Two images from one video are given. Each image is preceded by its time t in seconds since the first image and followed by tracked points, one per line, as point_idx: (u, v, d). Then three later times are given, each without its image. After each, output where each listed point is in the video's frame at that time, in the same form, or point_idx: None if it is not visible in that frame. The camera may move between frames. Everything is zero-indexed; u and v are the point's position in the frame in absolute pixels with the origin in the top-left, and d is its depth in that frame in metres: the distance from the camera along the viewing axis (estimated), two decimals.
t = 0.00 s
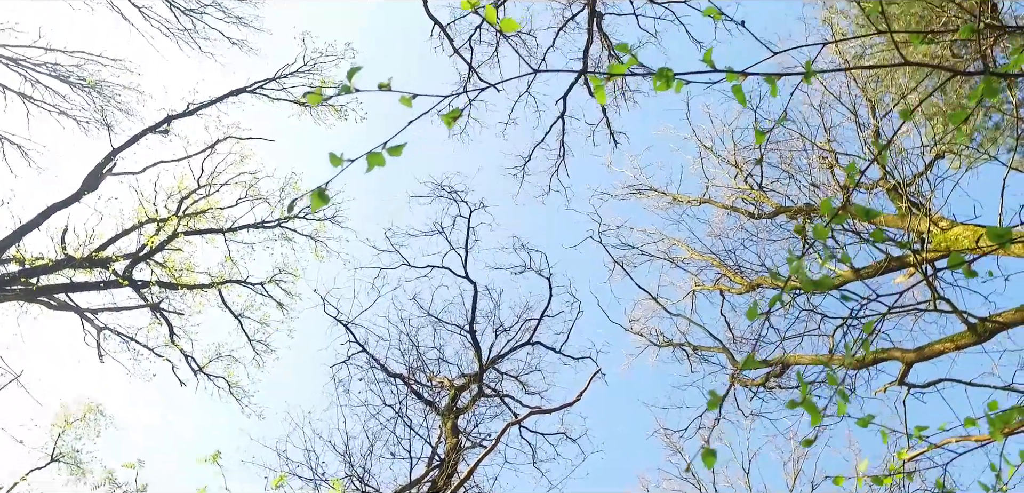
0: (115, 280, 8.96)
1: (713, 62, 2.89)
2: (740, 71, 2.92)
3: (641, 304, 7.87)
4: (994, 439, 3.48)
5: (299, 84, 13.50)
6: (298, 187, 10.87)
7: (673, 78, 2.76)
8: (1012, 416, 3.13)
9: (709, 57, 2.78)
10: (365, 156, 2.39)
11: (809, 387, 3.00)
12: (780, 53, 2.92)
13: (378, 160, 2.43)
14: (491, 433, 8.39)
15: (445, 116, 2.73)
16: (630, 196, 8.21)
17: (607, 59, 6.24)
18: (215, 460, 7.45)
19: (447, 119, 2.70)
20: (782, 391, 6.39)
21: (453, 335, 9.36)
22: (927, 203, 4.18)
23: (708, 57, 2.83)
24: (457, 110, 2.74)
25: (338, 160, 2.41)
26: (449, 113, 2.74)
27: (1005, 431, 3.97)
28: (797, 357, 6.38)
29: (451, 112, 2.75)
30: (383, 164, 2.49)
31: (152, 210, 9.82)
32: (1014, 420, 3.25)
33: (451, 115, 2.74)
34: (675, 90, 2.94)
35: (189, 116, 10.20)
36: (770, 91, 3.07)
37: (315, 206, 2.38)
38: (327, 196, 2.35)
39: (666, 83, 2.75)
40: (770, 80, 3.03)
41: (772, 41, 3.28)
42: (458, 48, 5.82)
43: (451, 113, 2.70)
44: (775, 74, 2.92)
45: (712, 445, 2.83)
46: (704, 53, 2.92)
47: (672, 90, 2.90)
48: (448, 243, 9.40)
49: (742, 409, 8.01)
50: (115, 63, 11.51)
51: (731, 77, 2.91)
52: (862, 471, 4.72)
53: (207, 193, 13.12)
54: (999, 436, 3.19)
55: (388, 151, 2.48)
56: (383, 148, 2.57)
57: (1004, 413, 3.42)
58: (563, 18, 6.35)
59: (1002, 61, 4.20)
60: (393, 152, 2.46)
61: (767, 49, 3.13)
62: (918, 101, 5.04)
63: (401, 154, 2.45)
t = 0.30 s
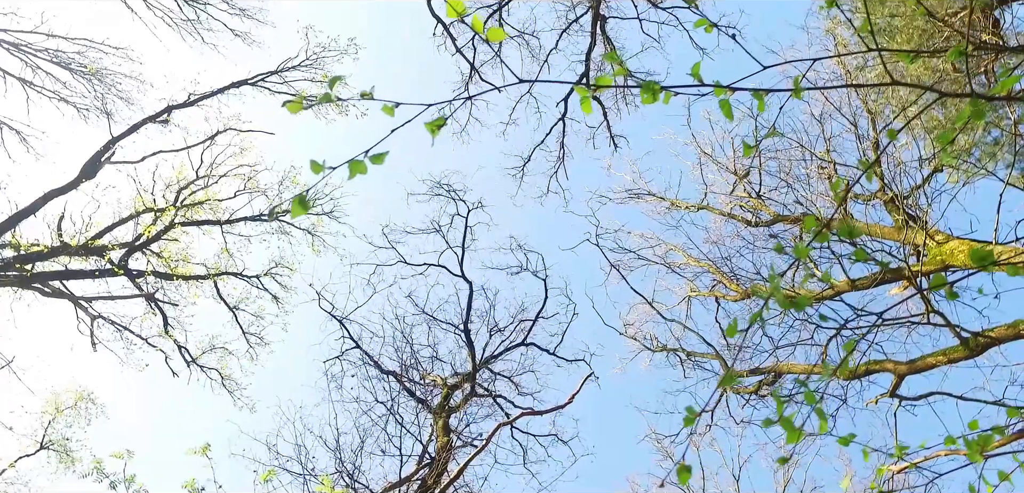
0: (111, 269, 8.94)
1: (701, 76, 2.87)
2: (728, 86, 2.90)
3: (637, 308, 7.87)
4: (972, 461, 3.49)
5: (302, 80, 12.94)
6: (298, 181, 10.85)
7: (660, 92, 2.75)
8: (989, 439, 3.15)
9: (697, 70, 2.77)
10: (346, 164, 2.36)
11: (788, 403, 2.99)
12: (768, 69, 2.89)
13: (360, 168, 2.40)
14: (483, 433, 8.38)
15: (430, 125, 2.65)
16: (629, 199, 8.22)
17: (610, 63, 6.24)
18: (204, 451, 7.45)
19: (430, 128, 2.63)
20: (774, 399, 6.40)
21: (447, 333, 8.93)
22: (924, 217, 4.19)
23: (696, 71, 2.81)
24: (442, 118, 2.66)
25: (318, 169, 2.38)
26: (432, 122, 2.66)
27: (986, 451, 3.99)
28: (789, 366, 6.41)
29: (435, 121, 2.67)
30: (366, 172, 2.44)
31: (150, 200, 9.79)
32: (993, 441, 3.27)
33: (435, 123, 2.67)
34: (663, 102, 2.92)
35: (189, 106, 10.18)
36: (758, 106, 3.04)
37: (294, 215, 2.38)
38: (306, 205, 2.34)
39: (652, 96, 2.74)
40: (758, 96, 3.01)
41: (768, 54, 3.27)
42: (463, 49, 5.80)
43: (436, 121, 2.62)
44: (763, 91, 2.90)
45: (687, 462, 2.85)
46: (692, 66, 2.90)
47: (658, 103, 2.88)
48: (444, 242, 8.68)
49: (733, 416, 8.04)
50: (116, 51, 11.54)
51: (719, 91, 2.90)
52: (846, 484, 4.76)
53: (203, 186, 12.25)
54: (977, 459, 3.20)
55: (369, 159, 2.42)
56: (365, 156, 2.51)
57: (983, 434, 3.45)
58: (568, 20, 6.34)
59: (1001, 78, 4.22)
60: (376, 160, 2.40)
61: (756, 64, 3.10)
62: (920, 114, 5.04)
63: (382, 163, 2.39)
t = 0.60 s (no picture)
0: (106, 257, 8.92)
1: (691, 88, 2.84)
2: (717, 99, 2.87)
3: (632, 312, 7.87)
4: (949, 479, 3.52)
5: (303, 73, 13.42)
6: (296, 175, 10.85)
7: (647, 103, 2.74)
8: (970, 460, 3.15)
9: (687, 83, 2.74)
10: (330, 168, 2.33)
11: (769, 417, 2.98)
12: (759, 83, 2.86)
13: (343, 172, 2.38)
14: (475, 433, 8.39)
15: (415, 130, 2.61)
16: (627, 203, 8.22)
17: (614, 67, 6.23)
18: (195, 443, 7.43)
19: (416, 133, 2.58)
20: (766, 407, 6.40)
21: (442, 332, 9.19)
22: (921, 231, 4.19)
23: (685, 83, 2.78)
24: (428, 124, 2.61)
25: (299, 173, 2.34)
26: (418, 127, 2.62)
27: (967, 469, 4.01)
28: (782, 375, 6.42)
29: (420, 126, 2.63)
30: (350, 177, 2.41)
31: (148, 189, 9.77)
32: (973, 461, 3.28)
33: (420, 129, 2.62)
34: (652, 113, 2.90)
35: (190, 97, 10.17)
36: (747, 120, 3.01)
37: (276, 218, 2.37)
38: (288, 209, 2.33)
39: (639, 107, 2.73)
40: (746, 110, 2.99)
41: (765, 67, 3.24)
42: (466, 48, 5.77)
43: (422, 127, 2.57)
44: (753, 105, 2.87)
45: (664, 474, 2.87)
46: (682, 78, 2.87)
47: (645, 115, 2.86)
48: (442, 240, 9.23)
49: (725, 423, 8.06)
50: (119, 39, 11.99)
51: (708, 103, 2.87)
52: None
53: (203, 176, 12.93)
54: (957, 478, 3.21)
55: (354, 163, 2.38)
56: (347, 160, 2.49)
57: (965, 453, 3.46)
58: (573, 23, 6.32)
59: (1002, 93, 4.22)
60: (359, 167, 2.37)
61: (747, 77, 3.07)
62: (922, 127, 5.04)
63: (366, 168, 2.36)
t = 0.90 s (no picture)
0: (102, 246, 8.90)
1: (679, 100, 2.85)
2: (705, 111, 2.86)
3: (627, 316, 7.88)
4: None
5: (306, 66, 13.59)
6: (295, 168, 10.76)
7: (634, 114, 2.74)
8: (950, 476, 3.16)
9: (675, 94, 2.74)
10: (313, 171, 2.33)
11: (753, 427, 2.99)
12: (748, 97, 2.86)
13: (326, 175, 2.38)
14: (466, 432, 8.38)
15: (401, 135, 2.60)
16: (626, 207, 8.22)
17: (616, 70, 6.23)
18: (185, 435, 7.41)
19: (402, 138, 2.58)
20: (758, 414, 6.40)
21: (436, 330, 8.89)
22: (917, 243, 4.19)
23: (674, 95, 2.79)
24: (414, 129, 2.61)
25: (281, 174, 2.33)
26: (404, 132, 2.62)
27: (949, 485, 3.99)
28: (774, 383, 6.42)
29: (407, 131, 2.63)
30: (334, 180, 2.41)
31: (146, 178, 9.75)
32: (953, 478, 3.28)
33: (406, 133, 2.62)
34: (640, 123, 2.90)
35: (192, 88, 10.16)
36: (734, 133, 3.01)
37: (257, 220, 2.36)
38: (270, 211, 2.33)
39: (626, 117, 2.74)
40: (734, 124, 2.99)
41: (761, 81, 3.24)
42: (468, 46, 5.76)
43: (408, 131, 2.57)
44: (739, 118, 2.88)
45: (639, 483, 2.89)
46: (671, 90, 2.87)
47: (633, 125, 2.86)
48: (439, 239, 8.98)
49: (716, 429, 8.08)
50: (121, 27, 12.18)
51: (696, 116, 2.87)
52: None
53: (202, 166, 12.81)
54: None
55: (338, 166, 2.38)
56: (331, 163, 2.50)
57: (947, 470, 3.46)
58: (577, 25, 6.33)
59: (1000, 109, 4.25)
60: (342, 170, 2.37)
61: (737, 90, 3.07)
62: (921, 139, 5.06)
63: (349, 172, 2.36)
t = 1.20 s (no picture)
0: (99, 235, 8.88)
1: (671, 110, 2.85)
2: (696, 123, 2.86)
3: (623, 320, 7.88)
4: None
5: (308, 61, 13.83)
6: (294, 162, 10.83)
7: (625, 124, 2.75)
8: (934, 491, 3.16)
9: (666, 104, 2.73)
10: (299, 172, 2.33)
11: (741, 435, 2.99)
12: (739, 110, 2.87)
13: (313, 176, 2.38)
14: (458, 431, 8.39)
15: (389, 138, 2.60)
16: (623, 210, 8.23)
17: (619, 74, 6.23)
18: (177, 427, 7.41)
19: (389, 141, 2.58)
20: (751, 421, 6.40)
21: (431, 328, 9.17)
22: (913, 256, 4.19)
23: (665, 105, 2.79)
24: (402, 133, 2.62)
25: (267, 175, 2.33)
26: (392, 135, 2.62)
27: None
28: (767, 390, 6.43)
29: (395, 134, 2.63)
30: (320, 180, 2.41)
31: (145, 168, 9.74)
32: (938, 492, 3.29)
33: (394, 137, 2.62)
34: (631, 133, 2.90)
35: (194, 78, 10.14)
36: (724, 146, 3.02)
37: (240, 219, 2.35)
38: (253, 210, 2.32)
39: (616, 128, 2.74)
40: (725, 135, 3.00)
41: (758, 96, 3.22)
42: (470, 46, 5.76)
43: (396, 135, 2.57)
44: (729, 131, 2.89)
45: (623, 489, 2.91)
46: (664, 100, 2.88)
47: (623, 135, 2.86)
48: (437, 237, 9.17)
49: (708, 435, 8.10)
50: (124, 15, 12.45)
51: (687, 127, 2.87)
52: None
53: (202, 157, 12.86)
54: None
55: (324, 167, 2.38)
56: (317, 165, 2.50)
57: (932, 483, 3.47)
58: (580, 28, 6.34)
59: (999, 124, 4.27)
60: (328, 172, 2.36)
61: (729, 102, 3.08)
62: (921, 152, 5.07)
63: (334, 174, 2.36)
